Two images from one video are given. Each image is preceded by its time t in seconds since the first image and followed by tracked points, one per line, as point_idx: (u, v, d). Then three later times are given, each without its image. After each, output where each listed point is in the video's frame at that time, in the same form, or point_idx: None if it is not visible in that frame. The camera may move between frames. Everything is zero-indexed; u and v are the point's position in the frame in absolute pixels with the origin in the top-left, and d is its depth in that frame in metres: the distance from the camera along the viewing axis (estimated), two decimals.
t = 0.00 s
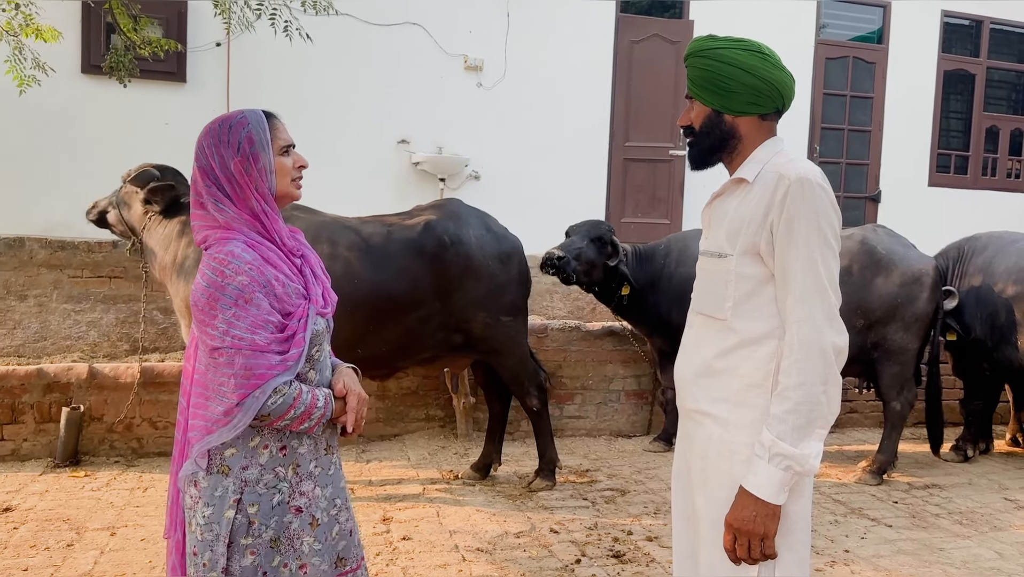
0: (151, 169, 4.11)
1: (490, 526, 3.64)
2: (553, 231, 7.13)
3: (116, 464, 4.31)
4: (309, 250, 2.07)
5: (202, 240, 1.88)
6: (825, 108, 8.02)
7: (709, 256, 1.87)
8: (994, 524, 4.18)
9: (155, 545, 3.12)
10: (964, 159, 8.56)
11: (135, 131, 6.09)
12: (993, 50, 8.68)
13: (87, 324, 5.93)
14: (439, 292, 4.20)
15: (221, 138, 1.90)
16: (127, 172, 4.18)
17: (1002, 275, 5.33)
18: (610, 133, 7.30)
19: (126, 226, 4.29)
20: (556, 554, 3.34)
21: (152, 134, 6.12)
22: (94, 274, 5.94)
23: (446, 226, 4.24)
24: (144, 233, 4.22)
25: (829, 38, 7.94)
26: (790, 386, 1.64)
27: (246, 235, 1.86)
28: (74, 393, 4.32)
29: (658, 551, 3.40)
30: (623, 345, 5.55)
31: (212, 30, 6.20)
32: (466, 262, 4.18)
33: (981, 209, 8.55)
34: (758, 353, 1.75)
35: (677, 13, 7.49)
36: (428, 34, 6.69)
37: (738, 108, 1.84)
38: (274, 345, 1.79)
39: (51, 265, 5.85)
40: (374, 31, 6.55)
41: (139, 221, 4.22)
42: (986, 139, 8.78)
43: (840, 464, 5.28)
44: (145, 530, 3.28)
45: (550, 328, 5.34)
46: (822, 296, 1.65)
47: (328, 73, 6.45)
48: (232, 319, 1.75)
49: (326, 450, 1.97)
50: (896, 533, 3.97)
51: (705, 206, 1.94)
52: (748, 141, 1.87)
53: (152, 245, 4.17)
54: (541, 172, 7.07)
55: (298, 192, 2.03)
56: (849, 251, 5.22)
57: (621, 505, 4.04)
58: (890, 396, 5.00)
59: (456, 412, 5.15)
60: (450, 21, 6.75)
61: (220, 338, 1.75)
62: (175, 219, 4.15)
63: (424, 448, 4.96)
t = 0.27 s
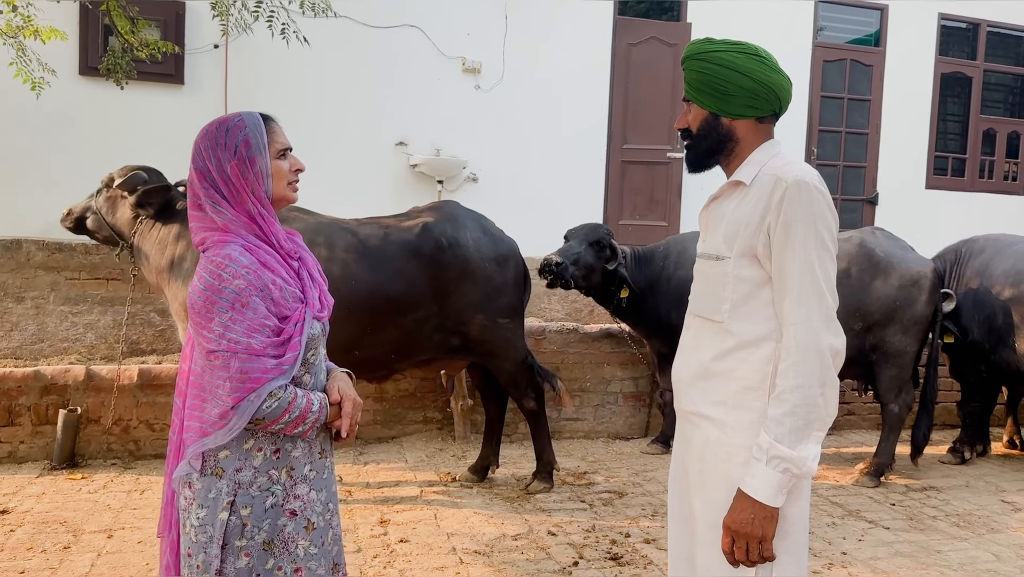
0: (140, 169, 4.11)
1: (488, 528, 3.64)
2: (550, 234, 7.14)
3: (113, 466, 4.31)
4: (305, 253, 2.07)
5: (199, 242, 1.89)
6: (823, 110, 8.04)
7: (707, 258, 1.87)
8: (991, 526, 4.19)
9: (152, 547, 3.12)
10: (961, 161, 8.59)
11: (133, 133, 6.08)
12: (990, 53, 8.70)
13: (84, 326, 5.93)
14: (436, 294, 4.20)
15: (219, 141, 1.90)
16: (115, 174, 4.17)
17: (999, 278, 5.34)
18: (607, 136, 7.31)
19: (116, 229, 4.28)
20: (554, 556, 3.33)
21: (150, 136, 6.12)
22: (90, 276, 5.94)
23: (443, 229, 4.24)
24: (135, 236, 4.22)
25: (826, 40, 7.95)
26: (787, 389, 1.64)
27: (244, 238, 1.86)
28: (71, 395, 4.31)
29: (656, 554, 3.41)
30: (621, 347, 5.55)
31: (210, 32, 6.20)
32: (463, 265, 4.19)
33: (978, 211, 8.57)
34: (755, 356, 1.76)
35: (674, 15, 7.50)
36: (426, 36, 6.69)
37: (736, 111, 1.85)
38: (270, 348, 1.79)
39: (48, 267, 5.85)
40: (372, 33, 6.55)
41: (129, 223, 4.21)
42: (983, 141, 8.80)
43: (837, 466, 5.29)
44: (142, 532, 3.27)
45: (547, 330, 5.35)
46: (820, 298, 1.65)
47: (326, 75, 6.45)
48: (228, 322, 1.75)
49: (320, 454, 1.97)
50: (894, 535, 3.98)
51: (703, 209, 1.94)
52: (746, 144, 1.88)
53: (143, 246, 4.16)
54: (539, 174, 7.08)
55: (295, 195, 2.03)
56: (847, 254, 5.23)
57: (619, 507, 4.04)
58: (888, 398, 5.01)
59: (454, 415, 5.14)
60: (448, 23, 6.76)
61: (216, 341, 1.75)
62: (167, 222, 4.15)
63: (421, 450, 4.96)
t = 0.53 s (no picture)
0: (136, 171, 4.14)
1: (486, 530, 3.64)
2: (548, 236, 7.15)
3: (111, 468, 4.31)
4: (304, 257, 2.08)
5: (199, 244, 1.90)
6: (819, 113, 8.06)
7: (705, 260, 1.88)
8: (987, 527, 4.21)
9: (150, 549, 3.12)
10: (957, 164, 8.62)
11: (131, 135, 6.09)
12: (986, 56, 8.74)
13: (82, 328, 5.93)
14: (434, 296, 4.21)
15: (221, 145, 1.90)
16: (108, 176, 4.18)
17: (994, 281, 5.36)
18: (605, 138, 7.32)
19: (107, 232, 4.27)
20: (552, 558, 3.34)
21: (148, 138, 6.12)
22: (87, 278, 5.99)
23: (441, 231, 4.25)
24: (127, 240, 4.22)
25: (823, 43, 7.98)
26: (784, 390, 1.65)
27: (243, 241, 1.87)
28: (69, 397, 4.31)
29: (653, 555, 3.41)
30: (619, 349, 5.56)
31: (209, 34, 6.21)
32: (461, 267, 4.20)
33: (974, 214, 8.60)
34: (753, 358, 1.77)
35: (671, 18, 7.51)
36: (424, 39, 6.71)
37: (733, 115, 1.86)
38: (266, 351, 1.80)
39: (47, 269, 5.87)
40: (370, 36, 6.56)
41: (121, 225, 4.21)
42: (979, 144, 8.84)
43: (834, 468, 5.30)
44: (140, 534, 3.27)
45: (545, 332, 5.36)
46: (816, 300, 1.67)
47: (324, 77, 6.46)
48: (225, 325, 1.76)
49: (315, 456, 1.98)
50: (890, 537, 3.99)
51: (701, 211, 1.95)
52: (744, 147, 1.89)
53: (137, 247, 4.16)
54: (536, 177, 7.09)
55: (295, 199, 2.04)
56: (844, 257, 5.25)
57: (616, 509, 4.05)
58: (884, 400, 5.03)
59: (452, 417, 5.15)
60: (446, 26, 6.78)
61: (213, 343, 1.76)
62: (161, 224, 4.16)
63: (419, 452, 4.96)
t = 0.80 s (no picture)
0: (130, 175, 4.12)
1: (483, 531, 3.66)
2: (545, 238, 7.17)
3: (108, 471, 4.31)
4: (303, 260, 2.10)
5: (199, 246, 1.92)
6: (815, 116, 8.10)
7: (701, 263, 1.91)
8: (981, 528, 4.24)
9: (149, 551, 3.13)
10: (952, 167, 8.68)
11: (128, 138, 6.09)
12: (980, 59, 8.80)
13: (79, 330, 5.93)
14: (432, 298, 4.22)
15: (222, 149, 1.92)
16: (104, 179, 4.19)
17: (988, 283, 5.40)
18: (601, 141, 7.35)
19: (102, 235, 4.28)
20: (549, 559, 3.36)
21: (146, 141, 6.13)
22: (87, 280, 5.94)
23: (439, 234, 4.27)
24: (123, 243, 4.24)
25: (818, 47, 8.01)
26: (777, 390, 1.68)
27: (242, 244, 1.88)
28: (67, 399, 4.32)
29: (650, 556, 3.43)
30: (616, 351, 5.57)
31: (206, 37, 6.22)
32: (459, 270, 4.21)
33: (968, 217, 8.66)
34: (749, 359, 1.79)
35: (667, 21, 7.54)
36: (421, 42, 6.73)
37: (731, 120, 1.89)
38: (265, 352, 1.81)
39: (44, 271, 5.86)
40: (367, 39, 6.58)
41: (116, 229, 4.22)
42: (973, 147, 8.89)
43: (829, 469, 5.33)
44: (139, 536, 3.28)
45: (542, 334, 5.38)
46: (810, 302, 1.69)
47: (321, 80, 6.48)
48: (224, 326, 1.78)
49: (313, 457, 1.99)
50: (885, 537, 4.02)
51: (697, 215, 1.98)
52: (740, 151, 1.91)
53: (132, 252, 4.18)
54: (533, 179, 7.11)
55: (295, 203, 2.06)
56: (839, 260, 5.27)
57: (613, 510, 4.07)
58: (880, 402, 5.05)
59: (449, 419, 5.17)
60: (443, 29, 6.80)
61: (212, 345, 1.78)
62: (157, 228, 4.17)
63: (416, 454, 4.97)
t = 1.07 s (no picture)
0: (129, 179, 4.12)
1: (480, 532, 3.68)
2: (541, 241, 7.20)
3: (106, 473, 4.32)
4: (301, 263, 2.12)
5: (199, 249, 1.94)
6: (808, 119, 8.16)
7: (699, 265, 1.94)
8: (973, 528, 4.28)
9: (147, 552, 3.14)
10: (944, 169, 8.75)
11: (125, 141, 6.10)
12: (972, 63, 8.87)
13: (76, 332, 5.92)
14: (429, 301, 4.24)
15: (222, 153, 1.94)
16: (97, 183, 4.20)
17: (979, 285, 5.45)
18: (596, 144, 7.39)
19: (95, 239, 4.24)
20: (546, 559, 3.38)
21: (142, 143, 6.14)
22: (82, 284, 5.98)
23: (436, 236, 4.29)
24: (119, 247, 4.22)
25: (812, 50, 8.06)
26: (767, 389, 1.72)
27: (241, 247, 1.90)
28: (65, 402, 4.32)
29: (646, 556, 3.46)
30: (611, 352, 5.60)
31: (203, 40, 6.23)
32: (456, 272, 4.22)
33: (960, 219, 8.72)
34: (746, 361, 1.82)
35: (662, 25, 7.57)
36: (417, 45, 6.75)
37: (733, 122, 1.91)
38: (264, 353, 1.83)
39: (41, 274, 5.85)
40: (363, 42, 6.60)
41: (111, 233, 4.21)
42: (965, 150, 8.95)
43: (823, 470, 5.36)
44: (137, 537, 3.29)
45: (538, 336, 5.41)
46: (799, 302, 1.72)
47: (318, 83, 6.50)
48: (223, 327, 1.80)
49: (312, 458, 2.01)
50: (879, 537, 4.05)
51: (695, 218, 2.00)
52: (738, 155, 1.94)
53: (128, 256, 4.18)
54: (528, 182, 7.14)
55: (294, 207, 2.08)
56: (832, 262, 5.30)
57: (609, 511, 4.09)
58: (873, 403, 5.11)
59: (446, 420, 5.19)
60: (439, 33, 6.83)
61: (211, 346, 1.80)
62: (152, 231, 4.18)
63: (413, 455, 4.99)
